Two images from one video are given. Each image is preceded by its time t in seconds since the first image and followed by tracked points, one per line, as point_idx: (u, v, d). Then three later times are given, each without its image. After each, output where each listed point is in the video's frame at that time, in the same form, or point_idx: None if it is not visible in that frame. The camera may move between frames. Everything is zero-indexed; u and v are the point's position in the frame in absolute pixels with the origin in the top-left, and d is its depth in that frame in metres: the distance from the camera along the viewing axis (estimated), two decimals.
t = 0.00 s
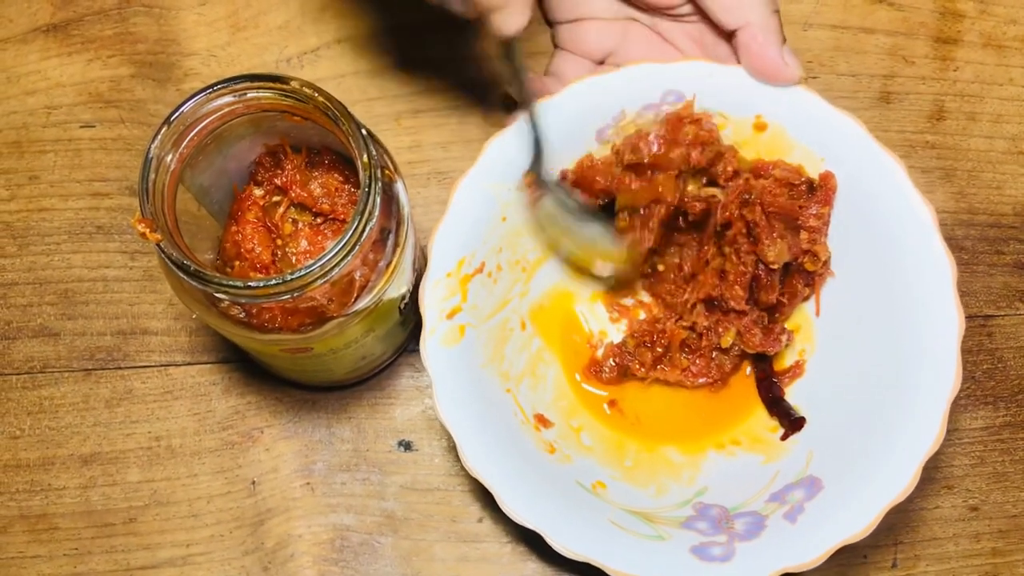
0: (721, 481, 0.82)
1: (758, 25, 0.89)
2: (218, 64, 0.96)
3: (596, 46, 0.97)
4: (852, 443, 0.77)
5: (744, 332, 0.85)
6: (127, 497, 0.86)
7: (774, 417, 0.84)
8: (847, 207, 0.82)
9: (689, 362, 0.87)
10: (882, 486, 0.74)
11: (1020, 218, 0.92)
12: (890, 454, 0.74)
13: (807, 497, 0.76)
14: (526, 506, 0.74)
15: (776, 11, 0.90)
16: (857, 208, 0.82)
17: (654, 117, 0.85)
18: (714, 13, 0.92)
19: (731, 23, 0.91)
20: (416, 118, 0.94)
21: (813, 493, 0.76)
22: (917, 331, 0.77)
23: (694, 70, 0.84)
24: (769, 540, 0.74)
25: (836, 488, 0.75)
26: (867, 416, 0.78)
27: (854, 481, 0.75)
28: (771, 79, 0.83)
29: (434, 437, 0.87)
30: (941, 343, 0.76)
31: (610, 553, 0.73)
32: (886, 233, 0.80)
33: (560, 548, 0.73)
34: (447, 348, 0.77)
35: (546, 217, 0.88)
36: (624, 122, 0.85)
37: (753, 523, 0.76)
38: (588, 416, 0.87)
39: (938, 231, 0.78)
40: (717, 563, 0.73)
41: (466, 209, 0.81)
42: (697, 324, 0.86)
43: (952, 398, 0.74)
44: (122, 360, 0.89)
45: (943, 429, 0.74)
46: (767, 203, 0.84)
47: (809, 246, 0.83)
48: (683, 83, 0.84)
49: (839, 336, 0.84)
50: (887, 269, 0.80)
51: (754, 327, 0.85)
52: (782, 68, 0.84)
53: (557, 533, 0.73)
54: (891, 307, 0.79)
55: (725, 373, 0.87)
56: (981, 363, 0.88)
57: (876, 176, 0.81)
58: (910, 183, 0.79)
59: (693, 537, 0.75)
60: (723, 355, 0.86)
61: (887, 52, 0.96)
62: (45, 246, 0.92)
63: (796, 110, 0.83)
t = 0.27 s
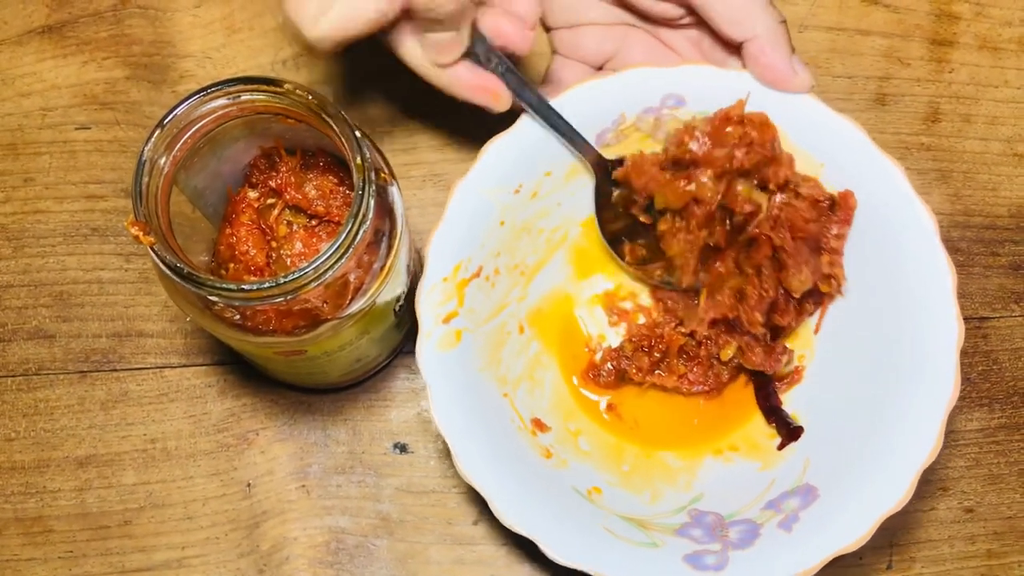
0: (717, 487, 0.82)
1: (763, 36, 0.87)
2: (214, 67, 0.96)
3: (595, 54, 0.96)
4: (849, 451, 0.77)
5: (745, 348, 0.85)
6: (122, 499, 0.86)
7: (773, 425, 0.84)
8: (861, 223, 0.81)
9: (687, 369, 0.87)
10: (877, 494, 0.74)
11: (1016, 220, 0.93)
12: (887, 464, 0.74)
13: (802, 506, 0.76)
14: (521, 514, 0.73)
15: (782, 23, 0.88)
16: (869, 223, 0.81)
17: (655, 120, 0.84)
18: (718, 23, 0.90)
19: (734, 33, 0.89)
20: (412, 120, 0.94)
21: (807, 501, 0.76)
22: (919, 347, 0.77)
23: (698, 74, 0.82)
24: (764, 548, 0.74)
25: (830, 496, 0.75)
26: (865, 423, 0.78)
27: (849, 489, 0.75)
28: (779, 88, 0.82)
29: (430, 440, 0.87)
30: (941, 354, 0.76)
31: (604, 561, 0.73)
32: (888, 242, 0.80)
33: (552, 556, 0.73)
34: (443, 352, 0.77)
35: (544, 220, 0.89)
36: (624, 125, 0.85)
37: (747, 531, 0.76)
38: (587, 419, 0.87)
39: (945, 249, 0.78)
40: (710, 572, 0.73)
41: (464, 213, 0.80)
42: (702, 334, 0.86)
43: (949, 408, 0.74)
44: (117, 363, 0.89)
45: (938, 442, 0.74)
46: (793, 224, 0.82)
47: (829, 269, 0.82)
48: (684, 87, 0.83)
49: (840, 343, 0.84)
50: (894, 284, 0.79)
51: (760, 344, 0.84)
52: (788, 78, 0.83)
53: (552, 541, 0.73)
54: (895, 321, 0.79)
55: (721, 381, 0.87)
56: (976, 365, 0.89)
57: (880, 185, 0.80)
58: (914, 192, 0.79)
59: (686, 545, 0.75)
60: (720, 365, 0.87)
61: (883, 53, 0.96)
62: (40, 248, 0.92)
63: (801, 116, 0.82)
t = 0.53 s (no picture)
0: (718, 483, 0.82)
1: (754, 34, 0.87)
2: (216, 63, 0.96)
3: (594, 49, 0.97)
4: (851, 447, 0.77)
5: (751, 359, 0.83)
6: (125, 495, 0.86)
7: (772, 420, 0.84)
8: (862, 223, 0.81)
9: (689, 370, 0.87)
10: (880, 489, 0.74)
11: (1016, 216, 0.93)
12: (889, 458, 0.74)
13: (805, 499, 0.76)
14: (524, 511, 0.74)
15: (772, 21, 0.88)
16: (868, 221, 0.81)
17: (651, 117, 0.85)
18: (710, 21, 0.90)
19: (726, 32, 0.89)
20: (414, 117, 0.94)
21: (811, 495, 0.76)
22: (917, 345, 0.77)
23: (696, 72, 0.83)
24: (769, 541, 0.74)
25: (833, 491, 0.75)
26: (866, 420, 0.78)
27: (853, 484, 0.75)
28: (771, 83, 0.82)
29: (431, 435, 0.87)
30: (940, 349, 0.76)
31: (609, 556, 0.73)
32: (886, 238, 0.80)
33: (556, 550, 0.73)
34: (443, 352, 0.77)
35: (542, 220, 0.88)
36: (619, 123, 0.85)
37: (750, 525, 0.76)
38: (587, 417, 0.87)
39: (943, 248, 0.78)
40: (715, 566, 0.73)
41: (462, 213, 0.80)
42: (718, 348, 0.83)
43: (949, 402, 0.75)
44: (119, 358, 0.90)
45: (938, 436, 0.74)
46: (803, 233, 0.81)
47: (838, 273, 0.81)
48: (682, 86, 0.83)
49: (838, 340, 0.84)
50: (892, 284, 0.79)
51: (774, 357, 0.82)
52: (776, 74, 0.83)
53: (556, 537, 0.73)
54: (893, 319, 0.79)
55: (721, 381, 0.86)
56: (976, 360, 0.89)
57: (877, 180, 0.80)
58: (910, 187, 0.79)
59: (692, 540, 0.75)
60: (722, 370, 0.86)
61: (883, 50, 0.96)
62: (43, 244, 0.92)
63: (798, 113, 0.82)
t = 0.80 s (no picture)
0: (719, 474, 0.82)
1: (752, 29, 0.87)
2: (220, 56, 0.96)
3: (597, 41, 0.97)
4: (851, 438, 0.77)
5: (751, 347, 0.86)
6: (129, 484, 0.87)
7: (772, 413, 0.84)
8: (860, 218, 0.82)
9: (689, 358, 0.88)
10: (880, 480, 0.74)
11: (1019, 209, 0.93)
12: (888, 449, 0.75)
13: (805, 490, 0.76)
14: (524, 500, 0.74)
15: (772, 16, 0.88)
16: (869, 215, 0.81)
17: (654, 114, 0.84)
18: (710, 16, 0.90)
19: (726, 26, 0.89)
20: (417, 109, 0.94)
21: (811, 486, 0.76)
22: (915, 336, 0.77)
23: (698, 67, 0.82)
24: (769, 533, 0.74)
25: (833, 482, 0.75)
26: (865, 411, 0.78)
27: (853, 475, 0.75)
28: (771, 78, 0.82)
29: (433, 426, 0.87)
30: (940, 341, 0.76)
31: (609, 546, 0.73)
32: (886, 230, 0.80)
33: (558, 541, 0.73)
34: (446, 343, 0.78)
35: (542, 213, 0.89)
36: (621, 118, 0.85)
37: (751, 516, 0.76)
38: (588, 410, 0.87)
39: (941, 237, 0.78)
40: (715, 556, 0.73)
41: (465, 205, 0.80)
42: (700, 325, 0.88)
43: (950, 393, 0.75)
44: (124, 349, 0.90)
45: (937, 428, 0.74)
46: (783, 216, 0.86)
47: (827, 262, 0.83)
48: (685, 81, 0.83)
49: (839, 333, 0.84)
50: (891, 275, 0.80)
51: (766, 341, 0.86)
52: (776, 68, 0.83)
53: (555, 526, 0.73)
54: (891, 310, 0.79)
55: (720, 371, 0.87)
56: (978, 353, 0.89)
57: (877, 173, 0.80)
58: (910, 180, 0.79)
59: (691, 531, 0.75)
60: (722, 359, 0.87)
61: (887, 44, 0.96)
62: (48, 235, 0.93)
63: (800, 106, 0.82)
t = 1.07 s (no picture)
0: (718, 461, 0.82)
1: (753, 15, 0.87)
2: (222, 41, 0.96)
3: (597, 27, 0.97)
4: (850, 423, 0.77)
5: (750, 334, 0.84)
6: (129, 467, 0.87)
7: (772, 400, 0.84)
8: (864, 204, 0.81)
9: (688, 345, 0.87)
10: (880, 464, 0.74)
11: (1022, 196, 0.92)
12: (887, 434, 0.74)
13: (804, 475, 0.76)
14: (522, 484, 0.74)
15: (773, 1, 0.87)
16: (869, 201, 0.81)
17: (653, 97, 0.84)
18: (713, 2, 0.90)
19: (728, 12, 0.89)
20: (418, 94, 0.94)
21: (809, 472, 0.76)
22: (915, 321, 0.77)
23: (698, 50, 0.83)
24: (768, 516, 0.74)
25: (834, 467, 0.75)
26: (865, 396, 0.78)
27: (852, 460, 0.75)
28: (771, 61, 0.83)
29: (433, 410, 0.87)
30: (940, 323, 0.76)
31: (607, 530, 0.73)
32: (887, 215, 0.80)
33: (555, 524, 0.73)
34: (445, 326, 0.78)
35: (541, 199, 0.89)
36: (623, 102, 0.84)
37: (749, 501, 0.75)
38: (587, 396, 0.87)
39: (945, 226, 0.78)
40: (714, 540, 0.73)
41: (464, 188, 0.80)
42: (701, 311, 0.87)
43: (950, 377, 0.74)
44: (124, 333, 0.90)
45: (936, 412, 0.74)
46: (787, 205, 0.85)
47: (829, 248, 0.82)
48: (684, 64, 0.83)
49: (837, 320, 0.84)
50: (892, 263, 0.79)
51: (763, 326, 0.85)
52: (777, 53, 0.83)
53: (554, 510, 0.73)
54: (890, 297, 0.79)
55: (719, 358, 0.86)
56: (980, 339, 0.88)
57: (876, 158, 0.80)
58: (910, 164, 0.79)
59: (689, 515, 0.75)
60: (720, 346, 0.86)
61: (890, 29, 0.96)
62: (50, 219, 0.93)
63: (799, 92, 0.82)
